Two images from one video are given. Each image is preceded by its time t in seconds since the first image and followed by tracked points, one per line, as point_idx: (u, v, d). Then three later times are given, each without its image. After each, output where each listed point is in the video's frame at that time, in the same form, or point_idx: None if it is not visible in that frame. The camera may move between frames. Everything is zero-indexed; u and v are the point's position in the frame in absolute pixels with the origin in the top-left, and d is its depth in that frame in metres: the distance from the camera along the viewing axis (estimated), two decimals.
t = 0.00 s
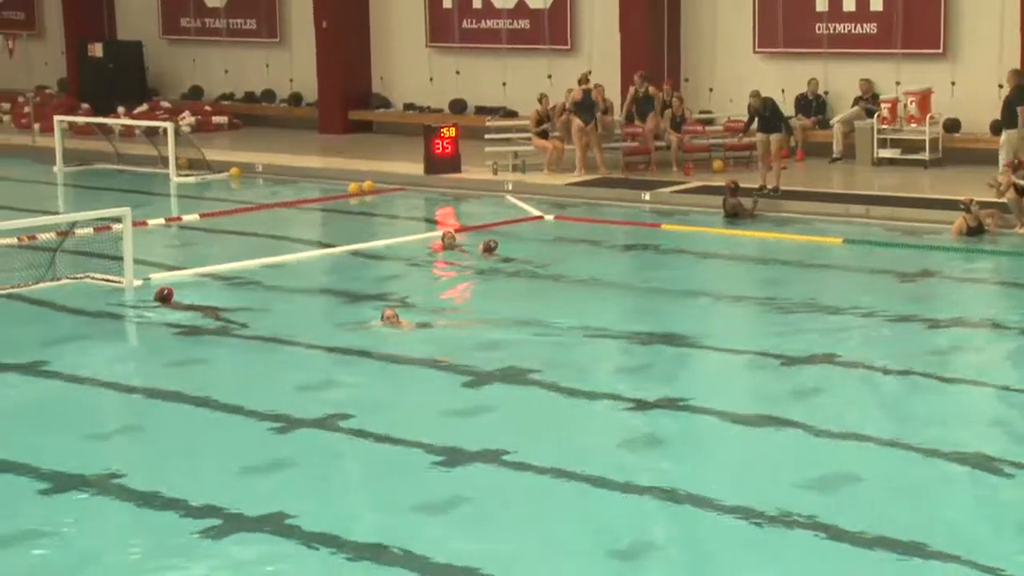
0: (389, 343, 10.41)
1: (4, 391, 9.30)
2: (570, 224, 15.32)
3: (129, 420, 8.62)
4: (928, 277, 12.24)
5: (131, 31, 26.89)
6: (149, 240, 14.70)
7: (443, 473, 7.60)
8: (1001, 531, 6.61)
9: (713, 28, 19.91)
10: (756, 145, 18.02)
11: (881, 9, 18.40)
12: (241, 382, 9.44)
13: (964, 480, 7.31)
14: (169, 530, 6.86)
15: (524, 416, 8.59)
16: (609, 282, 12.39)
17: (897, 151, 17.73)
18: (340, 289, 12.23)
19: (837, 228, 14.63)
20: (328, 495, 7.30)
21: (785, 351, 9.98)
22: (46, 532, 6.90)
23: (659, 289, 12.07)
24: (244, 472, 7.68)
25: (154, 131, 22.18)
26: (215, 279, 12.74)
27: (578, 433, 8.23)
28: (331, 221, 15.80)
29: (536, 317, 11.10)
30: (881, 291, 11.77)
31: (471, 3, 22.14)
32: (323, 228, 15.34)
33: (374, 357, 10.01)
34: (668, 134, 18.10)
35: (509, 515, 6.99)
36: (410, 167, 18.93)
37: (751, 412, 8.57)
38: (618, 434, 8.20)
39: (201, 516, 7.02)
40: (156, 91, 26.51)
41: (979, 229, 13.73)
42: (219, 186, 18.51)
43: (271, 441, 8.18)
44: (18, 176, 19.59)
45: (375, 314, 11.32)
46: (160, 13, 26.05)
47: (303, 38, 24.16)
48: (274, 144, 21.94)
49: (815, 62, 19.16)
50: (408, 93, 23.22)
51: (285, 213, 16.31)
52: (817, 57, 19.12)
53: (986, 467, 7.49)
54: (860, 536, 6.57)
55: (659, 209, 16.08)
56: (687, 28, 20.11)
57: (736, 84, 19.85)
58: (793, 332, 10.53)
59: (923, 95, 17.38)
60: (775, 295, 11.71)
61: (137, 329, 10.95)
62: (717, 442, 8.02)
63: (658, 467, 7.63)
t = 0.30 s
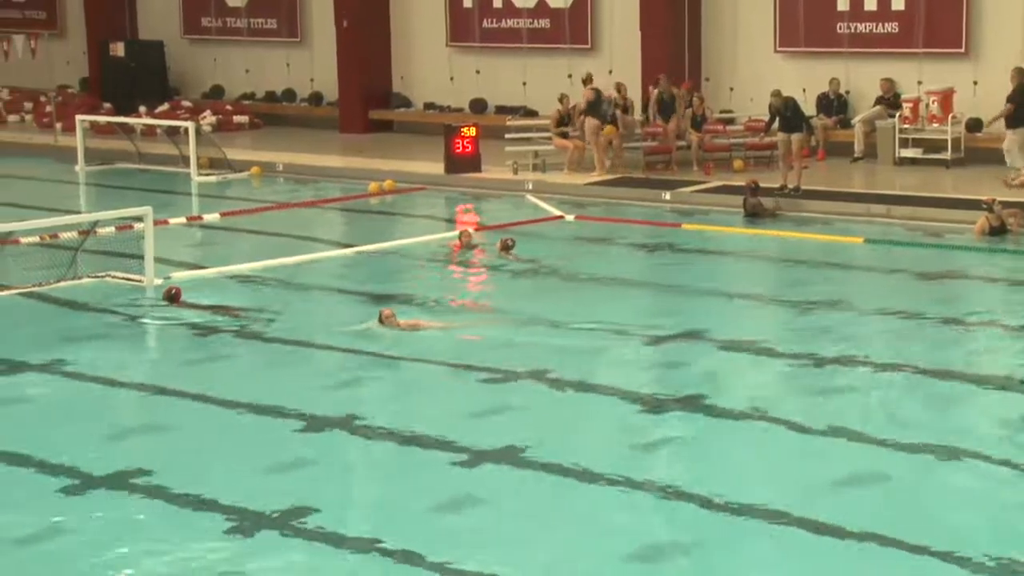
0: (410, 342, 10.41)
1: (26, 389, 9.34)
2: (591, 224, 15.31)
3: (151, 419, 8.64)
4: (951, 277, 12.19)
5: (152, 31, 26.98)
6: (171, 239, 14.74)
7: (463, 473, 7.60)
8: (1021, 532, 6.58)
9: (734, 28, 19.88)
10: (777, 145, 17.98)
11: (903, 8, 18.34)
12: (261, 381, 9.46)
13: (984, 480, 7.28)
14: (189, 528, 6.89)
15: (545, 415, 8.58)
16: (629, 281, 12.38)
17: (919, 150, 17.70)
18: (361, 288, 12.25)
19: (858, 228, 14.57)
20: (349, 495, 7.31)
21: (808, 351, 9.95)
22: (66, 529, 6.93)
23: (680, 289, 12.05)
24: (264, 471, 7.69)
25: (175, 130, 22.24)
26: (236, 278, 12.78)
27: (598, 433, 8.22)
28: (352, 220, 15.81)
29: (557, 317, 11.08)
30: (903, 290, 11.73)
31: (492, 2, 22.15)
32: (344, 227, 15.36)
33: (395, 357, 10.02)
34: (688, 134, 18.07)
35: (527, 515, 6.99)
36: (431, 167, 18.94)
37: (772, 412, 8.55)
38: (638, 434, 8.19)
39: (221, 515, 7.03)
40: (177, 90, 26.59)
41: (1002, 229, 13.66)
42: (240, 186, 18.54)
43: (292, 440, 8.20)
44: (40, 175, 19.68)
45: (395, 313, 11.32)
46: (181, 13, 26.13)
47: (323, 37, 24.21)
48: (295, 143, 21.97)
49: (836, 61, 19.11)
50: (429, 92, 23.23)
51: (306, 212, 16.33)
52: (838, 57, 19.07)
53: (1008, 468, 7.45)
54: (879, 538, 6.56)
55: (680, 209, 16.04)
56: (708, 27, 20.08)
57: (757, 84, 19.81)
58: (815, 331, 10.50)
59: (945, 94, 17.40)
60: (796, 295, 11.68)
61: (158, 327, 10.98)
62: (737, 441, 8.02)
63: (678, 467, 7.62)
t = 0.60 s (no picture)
0: (440, 342, 10.42)
1: (58, 388, 9.41)
2: (621, 224, 15.29)
3: (182, 418, 8.67)
4: (983, 278, 12.12)
5: (184, 31, 27.09)
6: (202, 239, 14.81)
7: (493, 473, 7.61)
8: None
9: (766, 27, 19.81)
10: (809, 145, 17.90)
11: (937, 7, 18.26)
12: (292, 380, 9.50)
13: (1015, 483, 7.24)
14: (218, 527, 6.92)
15: (573, 416, 8.57)
16: (660, 281, 12.36)
17: (953, 150, 17.59)
18: (391, 288, 12.27)
19: (890, 228, 14.51)
20: (379, 494, 7.33)
21: (838, 352, 9.91)
22: (95, 526, 6.97)
23: (710, 289, 12.02)
24: (294, 470, 7.72)
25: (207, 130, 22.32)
26: (267, 277, 12.82)
27: (626, 434, 8.21)
28: (382, 220, 15.84)
29: (586, 317, 11.07)
30: (935, 291, 11.68)
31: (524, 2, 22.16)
32: (374, 227, 15.39)
33: (424, 356, 10.03)
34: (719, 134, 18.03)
35: (557, 515, 6.99)
36: (461, 167, 18.95)
37: (802, 413, 8.52)
38: (668, 434, 8.18)
39: (252, 515, 7.06)
40: (209, 90, 26.70)
41: None
42: (271, 185, 18.59)
43: (322, 440, 8.22)
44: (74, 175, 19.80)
45: (426, 312, 11.34)
46: (213, 14, 26.24)
47: (355, 37, 24.28)
48: (327, 143, 22.02)
49: (869, 61, 19.02)
50: (460, 92, 23.25)
51: (336, 212, 16.37)
52: (871, 56, 18.99)
53: None
54: (911, 542, 6.53)
55: (711, 209, 16.00)
56: (740, 27, 20.02)
57: (790, 83, 19.74)
58: (846, 332, 10.46)
59: (978, 94, 17.28)
60: (827, 295, 11.64)
61: (189, 327, 11.02)
62: (768, 442, 7.99)
63: (709, 468, 7.61)
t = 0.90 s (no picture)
0: (468, 341, 10.43)
1: (87, 387, 9.44)
2: (650, 224, 15.26)
3: (211, 417, 8.71)
4: (1013, 278, 12.07)
5: (214, 31, 27.18)
6: (232, 238, 14.87)
7: (523, 472, 7.61)
8: None
9: (796, 26, 19.73)
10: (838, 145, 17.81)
11: (968, 7, 18.18)
12: (321, 379, 9.52)
13: None
14: (246, 526, 6.92)
15: (602, 416, 8.57)
16: (688, 281, 12.33)
17: (983, 150, 17.53)
18: (419, 287, 12.30)
19: (920, 228, 14.45)
20: (408, 493, 7.33)
21: (868, 353, 9.87)
22: (125, 524, 6.99)
23: (738, 289, 11.99)
24: (324, 469, 7.73)
25: (236, 130, 22.40)
26: (295, 276, 12.85)
27: (655, 434, 8.20)
28: (410, 220, 15.85)
29: (614, 317, 11.05)
30: (965, 291, 11.63)
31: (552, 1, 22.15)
32: (402, 226, 15.41)
33: (452, 356, 10.05)
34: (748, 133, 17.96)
35: (586, 515, 6.96)
36: (489, 166, 18.95)
37: (831, 415, 8.49)
38: (697, 435, 8.16)
39: (282, 513, 7.08)
40: (239, 90, 26.78)
41: None
42: (300, 185, 18.64)
43: (351, 439, 8.23)
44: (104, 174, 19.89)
45: (455, 311, 11.35)
46: (243, 14, 26.31)
47: (385, 37, 24.33)
48: (356, 142, 22.06)
49: (899, 61, 18.94)
50: (489, 92, 23.26)
51: (365, 212, 16.40)
52: (901, 56, 18.90)
53: None
54: (942, 544, 6.51)
55: (739, 209, 15.96)
56: (769, 26, 19.94)
57: (819, 83, 19.66)
58: (875, 333, 10.41)
59: (1009, 94, 17.31)
60: (856, 296, 11.60)
61: (218, 326, 11.05)
62: (797, 443, 7.96)
63: (738, 468, 7.59)
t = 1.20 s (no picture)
0: (485, 342, 10.43)
1: (106, 386, 9.46)
2: (668, 224, 15.23)
3: (229, 416, 8.73)
4: None
5: (232, 31, 27.23)
6: (251, 237, 14.90)
7: (541, 472, 7.61)
8: None
9: (815, 26, 19.69)
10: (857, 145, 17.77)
11: (988, 7, 18.15)
12: (339, 378, 9.54)
13: None
14: (262, 526, 6.93)
15: (620, 416, 8.56)
16: (706, 282, 12.30)
17: (1004, 150, 17.40)
18: (437, 287, 12.31)
19: (939, 228, 14.41)
20: (425, 493, 7.34)
21: (887, 354, 9.85)
22: (142, 522, 7.00)
23: (757, 289, 11.97)
24: (341, 468, 7.75)
25: (255, 130, 22.44)
26: (313, 276, 12.87)
27: (672, 434, 8.20)
28: (428, 220, 15.86)
29: (631, 317, 11.04)
30: (983, 291, 11.60)
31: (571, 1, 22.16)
32: (420, 226, 15.42)
33: (470, 356, 10.05)
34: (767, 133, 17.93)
35: (604, 516, 6.96)
36: (506, 166, 18.94)
37: (848, 415, 8.47)
38: (714, 435, 8.15)
39: (299, 512, 7.09)
40: (258, 90, 26.82)
41: None
42: (318, 185, 18.67)
43: (369, 439, 8.24)
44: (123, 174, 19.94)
45: (473, 312, 11.36)
46: (262, 13, 26.36)
47: (403, 37, 24.37)
48: (374, 142, 22.08)
49: (919, 61, 18.89)
50: (507, 91, 23.25)
51: (383, 211, 16.41)
52: (920, 56, 18.85)
53: None
54: (959, 545, 6.49)
55: (758, 209, 15.93)
56: (789, 26, 19.90)
57: (837, 83, 19.61)
58: (894, 334, 10.38)
59: None
60: (874, 296, 11.58)
61: (236, 326, 11.07)
62: (814, 444, 7.95)
63: (755, 469, 7.58)
